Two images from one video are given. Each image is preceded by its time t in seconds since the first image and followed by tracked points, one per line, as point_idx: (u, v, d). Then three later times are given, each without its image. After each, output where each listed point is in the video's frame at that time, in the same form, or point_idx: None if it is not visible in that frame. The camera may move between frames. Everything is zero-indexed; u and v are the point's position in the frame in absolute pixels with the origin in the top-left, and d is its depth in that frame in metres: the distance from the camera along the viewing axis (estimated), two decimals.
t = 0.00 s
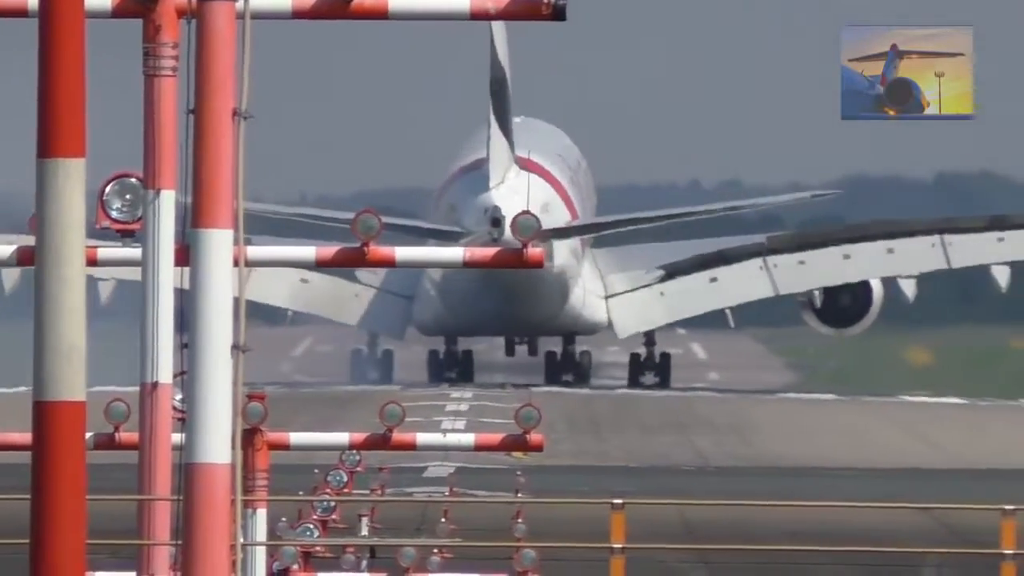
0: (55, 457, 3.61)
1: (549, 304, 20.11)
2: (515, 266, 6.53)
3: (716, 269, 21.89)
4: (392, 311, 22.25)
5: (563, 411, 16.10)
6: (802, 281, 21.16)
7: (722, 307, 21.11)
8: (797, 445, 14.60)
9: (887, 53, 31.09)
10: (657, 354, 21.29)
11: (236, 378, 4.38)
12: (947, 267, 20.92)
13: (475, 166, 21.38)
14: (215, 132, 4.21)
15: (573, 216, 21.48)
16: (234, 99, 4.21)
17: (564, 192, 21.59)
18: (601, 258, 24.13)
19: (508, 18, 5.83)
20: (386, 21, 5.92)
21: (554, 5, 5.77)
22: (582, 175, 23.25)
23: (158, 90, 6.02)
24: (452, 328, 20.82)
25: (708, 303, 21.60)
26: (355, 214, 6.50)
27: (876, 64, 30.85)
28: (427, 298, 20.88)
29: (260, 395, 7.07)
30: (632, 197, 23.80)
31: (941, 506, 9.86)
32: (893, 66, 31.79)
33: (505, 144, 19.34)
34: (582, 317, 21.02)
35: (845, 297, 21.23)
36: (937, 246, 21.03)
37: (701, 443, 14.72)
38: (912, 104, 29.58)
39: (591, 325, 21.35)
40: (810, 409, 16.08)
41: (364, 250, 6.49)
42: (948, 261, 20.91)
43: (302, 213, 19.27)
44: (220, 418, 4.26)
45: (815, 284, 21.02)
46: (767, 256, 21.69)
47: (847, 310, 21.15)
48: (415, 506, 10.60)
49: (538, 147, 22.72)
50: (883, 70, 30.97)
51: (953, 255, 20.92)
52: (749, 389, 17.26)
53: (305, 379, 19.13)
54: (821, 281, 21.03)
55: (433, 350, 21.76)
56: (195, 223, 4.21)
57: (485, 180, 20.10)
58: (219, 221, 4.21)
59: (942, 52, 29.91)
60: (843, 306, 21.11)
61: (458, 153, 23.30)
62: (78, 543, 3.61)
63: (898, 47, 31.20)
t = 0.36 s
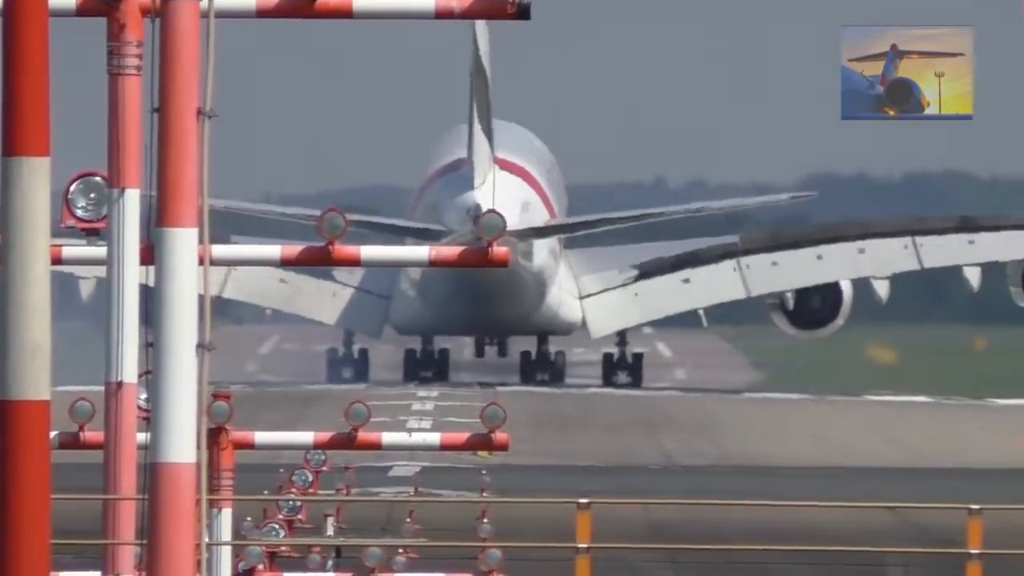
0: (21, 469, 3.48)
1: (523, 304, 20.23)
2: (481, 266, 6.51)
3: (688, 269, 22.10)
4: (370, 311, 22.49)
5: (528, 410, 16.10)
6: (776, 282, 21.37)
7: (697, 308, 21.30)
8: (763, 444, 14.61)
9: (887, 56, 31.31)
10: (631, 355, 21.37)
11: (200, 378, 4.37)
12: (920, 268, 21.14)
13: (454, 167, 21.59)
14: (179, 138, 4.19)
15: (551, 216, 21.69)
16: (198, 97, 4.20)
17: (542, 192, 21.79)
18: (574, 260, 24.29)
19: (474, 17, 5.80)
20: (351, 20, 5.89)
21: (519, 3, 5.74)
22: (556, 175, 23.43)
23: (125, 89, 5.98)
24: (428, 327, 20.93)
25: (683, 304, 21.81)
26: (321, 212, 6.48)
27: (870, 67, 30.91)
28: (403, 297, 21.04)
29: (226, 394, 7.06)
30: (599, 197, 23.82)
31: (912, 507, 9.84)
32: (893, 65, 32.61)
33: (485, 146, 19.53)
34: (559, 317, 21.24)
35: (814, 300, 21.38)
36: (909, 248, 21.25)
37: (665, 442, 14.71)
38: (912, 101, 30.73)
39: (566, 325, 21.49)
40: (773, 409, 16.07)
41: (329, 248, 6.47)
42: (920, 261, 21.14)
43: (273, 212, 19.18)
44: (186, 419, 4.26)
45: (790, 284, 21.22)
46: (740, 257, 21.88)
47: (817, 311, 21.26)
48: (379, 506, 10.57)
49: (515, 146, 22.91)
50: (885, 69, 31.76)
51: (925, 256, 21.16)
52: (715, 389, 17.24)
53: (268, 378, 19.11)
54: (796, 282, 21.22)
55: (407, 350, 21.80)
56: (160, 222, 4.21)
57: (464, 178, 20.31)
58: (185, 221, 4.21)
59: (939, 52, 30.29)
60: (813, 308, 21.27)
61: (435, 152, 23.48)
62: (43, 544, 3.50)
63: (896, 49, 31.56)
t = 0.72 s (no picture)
0: (3, 479, 3.54)
1: (510, 305, 20.27)
2: (459, 266, 6.53)
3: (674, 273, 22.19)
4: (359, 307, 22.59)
5: (507, 409, 16.12)
6: (760, 286, 21.47)
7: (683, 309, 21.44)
8: (742, 444, 14.60)
9: (886, 55, 31.45)
10: (617, 355, 21.43)
11: (179, 378, 4.38)
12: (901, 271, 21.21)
13: (445, 169, 21.67)
14: (158, 139, 4.22)
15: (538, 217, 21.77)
16: (177, 95, 4.21)
17: (530, 193, 21.88)
18: (560, 261, 24.35)
19: (455, 16, 5.81)
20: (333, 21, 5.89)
21: (499, 3, 5.74)
22: (540, 176, 23.51)
23: (104, 87, 5.98)
24: (414, 328, 21.00)
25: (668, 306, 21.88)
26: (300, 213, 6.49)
27: (869, 65, 31.02)
28: (393, 299, 21.10)
29: (205, 395, 7.05)
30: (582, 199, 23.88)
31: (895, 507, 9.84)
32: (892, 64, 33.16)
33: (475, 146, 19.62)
34: (546, 318, 21.26)
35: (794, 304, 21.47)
36: (892, 252, 21.33)
37: (645, 442, 14.72)
38: (911, 97, 31.33)
39: (553, 326, 21.54)
40: (753, 408, 16.09)
41: (309, 248, 6.47)
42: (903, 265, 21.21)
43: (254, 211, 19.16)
44: (166, 418, 4.28)
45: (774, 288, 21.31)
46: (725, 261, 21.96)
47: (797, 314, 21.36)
48: (359, 506, 10.56)
49: (504, 149, 23.00)
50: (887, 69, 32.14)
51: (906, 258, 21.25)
52: (696, 389, 17.26)
53: (247, 378, 19.09)
54: (781, 284, 21.32)
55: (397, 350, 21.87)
56: (140, 222, 4.22)
57: (456, 179, 20.40)
58: (163, 221, 4.21)
59: (939, 52, 30.34)
60: (793, 312, 21.36)
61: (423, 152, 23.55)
62: (23, 545, 3.55)
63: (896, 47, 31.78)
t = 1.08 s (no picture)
0: None
1: (501, 305, 20.28)
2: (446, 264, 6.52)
3: (665, 275, 22.18)
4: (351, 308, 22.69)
5: (493, 408, 16.12)
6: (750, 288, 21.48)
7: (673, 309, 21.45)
8: (731, 444, 14.57)
9: (885, 54, 31.47)
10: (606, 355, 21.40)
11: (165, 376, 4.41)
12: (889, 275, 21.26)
13: (440, 169, 21.69)
14: (145, 136, 4.23)
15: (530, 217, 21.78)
16: (164, 94, 4.23)
17: (523, 193, 21.89)
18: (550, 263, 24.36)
19: (439, 14, 5.81)
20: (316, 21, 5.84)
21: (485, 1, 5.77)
22: (530, 177, 23.53)
23: (89, 86, 5.97)
24: (406, 328, 20.99)
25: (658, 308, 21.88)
26: (286, 212, 6.50)
27: (867, 65, 31.04)
28: (387, 299, 21.11)
29: (191, 393, 7.04)
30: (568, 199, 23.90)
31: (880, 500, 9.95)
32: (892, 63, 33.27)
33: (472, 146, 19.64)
34: (538, 319, 21.22)
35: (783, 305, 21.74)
36: (880, 256, 21.39)
37: (631, 440, 14.73)
38: (911, 96, 31.48)
39: (544, 326, 21.52)
40: (740, 407, 16.10)
41: (295, 246, 6.47)
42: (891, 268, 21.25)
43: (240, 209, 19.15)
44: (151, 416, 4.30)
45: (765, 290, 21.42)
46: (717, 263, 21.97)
47: (787, 316, 21.61)
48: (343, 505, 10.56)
49: (496, 149, 23.02)
50: (886, 66, 32.25)
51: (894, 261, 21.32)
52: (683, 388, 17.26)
53: (232, 376, 19.09)
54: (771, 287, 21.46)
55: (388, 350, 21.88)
56: (126, 221, 4.25)
57: (452, 180, 20.42)
58: (149, 219, 4.24)
59: (939, 52, 30.37)
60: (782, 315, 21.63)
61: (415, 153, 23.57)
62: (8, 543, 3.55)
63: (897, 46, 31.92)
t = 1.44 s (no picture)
0: None
1: (493, 303, 20.28)
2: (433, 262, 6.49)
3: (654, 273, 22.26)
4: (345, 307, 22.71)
5: (481, 406, 16.12)
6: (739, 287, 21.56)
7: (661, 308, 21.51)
8: (718, 441, 14.57)
9: (885, 55, 31.47)
10: (594, 353, 21.43)
11: (153, 375, 4.47)
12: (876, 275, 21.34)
13: (432, 168, 21.69)
14: (133, 135, 4.28)
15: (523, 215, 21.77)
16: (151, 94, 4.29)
17: (516, 192, 21.89)
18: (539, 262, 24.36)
19: (425, 12, 5.78)
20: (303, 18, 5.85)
21: None
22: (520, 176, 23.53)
23: (76, 83, 5.95)
24: (398, 327, 21.00)
25: (647, 307, 21.96)
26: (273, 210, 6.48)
27: (866, 66, 31.04)
28: (379, 298, 21.12)
29: (178, 392, 7.05)
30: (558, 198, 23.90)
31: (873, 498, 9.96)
32: (893, 64, 33.23)
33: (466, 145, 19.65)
34: (530, 318, 21.22)
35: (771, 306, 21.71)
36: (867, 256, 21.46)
37: (619, 438, 14.73)
38: (911, 97, 31.43)
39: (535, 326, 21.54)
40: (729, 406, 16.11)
41: (282, 245, 6.45)
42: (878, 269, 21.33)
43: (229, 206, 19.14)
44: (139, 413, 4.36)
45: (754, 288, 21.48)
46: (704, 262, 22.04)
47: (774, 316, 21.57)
48: (331, 502, 10.56)
49: (488, 148, 23.03)
50: (885, 67, 32.21)
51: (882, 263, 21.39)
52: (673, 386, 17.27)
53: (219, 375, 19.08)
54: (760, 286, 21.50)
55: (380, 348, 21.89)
56: (113, 218, 4.31)
57: (445, 180, 20.42)
58: (136, 217, 4.30)
59: (938, 54, 30.38)
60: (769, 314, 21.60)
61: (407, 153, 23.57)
62: None
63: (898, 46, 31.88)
